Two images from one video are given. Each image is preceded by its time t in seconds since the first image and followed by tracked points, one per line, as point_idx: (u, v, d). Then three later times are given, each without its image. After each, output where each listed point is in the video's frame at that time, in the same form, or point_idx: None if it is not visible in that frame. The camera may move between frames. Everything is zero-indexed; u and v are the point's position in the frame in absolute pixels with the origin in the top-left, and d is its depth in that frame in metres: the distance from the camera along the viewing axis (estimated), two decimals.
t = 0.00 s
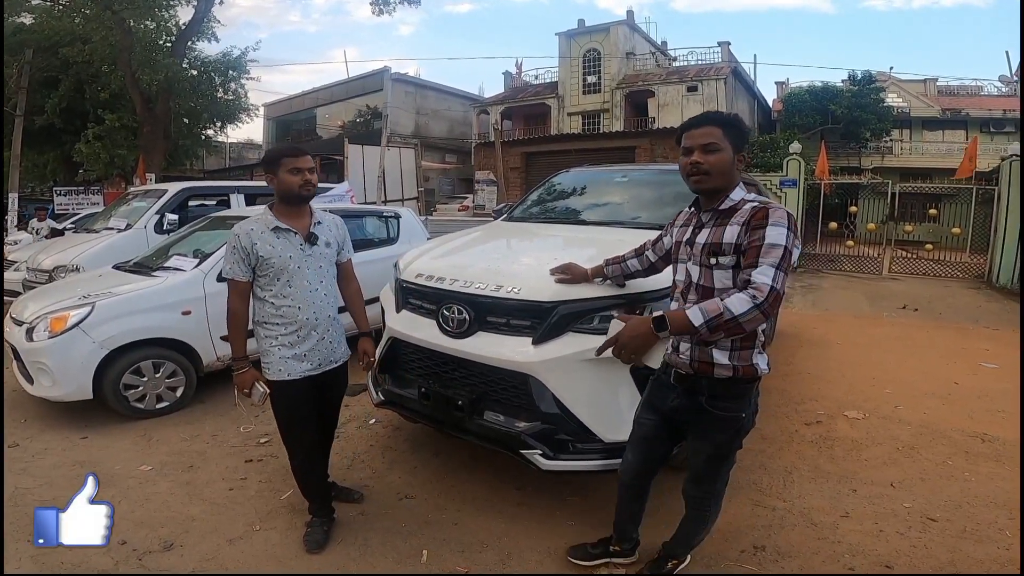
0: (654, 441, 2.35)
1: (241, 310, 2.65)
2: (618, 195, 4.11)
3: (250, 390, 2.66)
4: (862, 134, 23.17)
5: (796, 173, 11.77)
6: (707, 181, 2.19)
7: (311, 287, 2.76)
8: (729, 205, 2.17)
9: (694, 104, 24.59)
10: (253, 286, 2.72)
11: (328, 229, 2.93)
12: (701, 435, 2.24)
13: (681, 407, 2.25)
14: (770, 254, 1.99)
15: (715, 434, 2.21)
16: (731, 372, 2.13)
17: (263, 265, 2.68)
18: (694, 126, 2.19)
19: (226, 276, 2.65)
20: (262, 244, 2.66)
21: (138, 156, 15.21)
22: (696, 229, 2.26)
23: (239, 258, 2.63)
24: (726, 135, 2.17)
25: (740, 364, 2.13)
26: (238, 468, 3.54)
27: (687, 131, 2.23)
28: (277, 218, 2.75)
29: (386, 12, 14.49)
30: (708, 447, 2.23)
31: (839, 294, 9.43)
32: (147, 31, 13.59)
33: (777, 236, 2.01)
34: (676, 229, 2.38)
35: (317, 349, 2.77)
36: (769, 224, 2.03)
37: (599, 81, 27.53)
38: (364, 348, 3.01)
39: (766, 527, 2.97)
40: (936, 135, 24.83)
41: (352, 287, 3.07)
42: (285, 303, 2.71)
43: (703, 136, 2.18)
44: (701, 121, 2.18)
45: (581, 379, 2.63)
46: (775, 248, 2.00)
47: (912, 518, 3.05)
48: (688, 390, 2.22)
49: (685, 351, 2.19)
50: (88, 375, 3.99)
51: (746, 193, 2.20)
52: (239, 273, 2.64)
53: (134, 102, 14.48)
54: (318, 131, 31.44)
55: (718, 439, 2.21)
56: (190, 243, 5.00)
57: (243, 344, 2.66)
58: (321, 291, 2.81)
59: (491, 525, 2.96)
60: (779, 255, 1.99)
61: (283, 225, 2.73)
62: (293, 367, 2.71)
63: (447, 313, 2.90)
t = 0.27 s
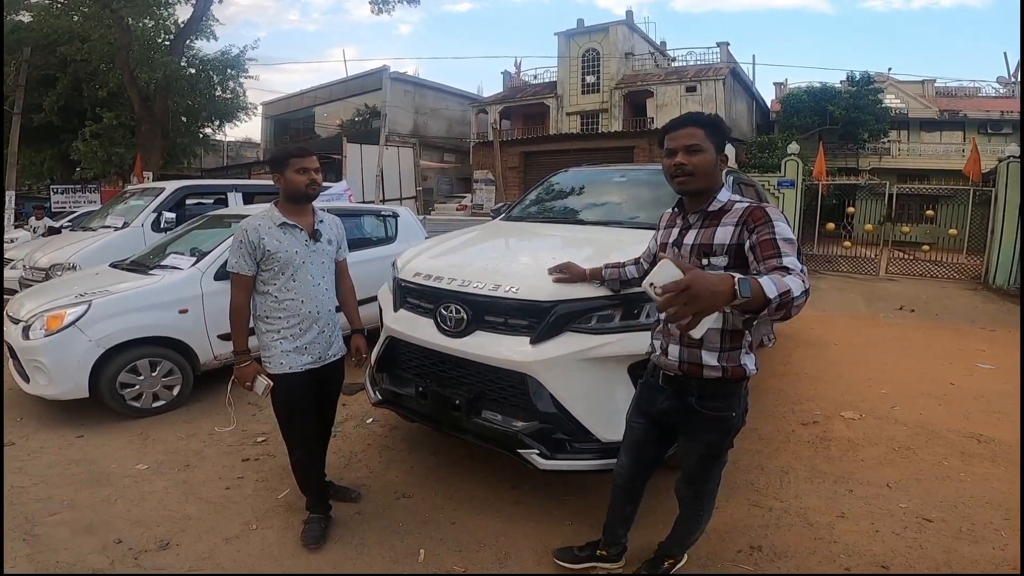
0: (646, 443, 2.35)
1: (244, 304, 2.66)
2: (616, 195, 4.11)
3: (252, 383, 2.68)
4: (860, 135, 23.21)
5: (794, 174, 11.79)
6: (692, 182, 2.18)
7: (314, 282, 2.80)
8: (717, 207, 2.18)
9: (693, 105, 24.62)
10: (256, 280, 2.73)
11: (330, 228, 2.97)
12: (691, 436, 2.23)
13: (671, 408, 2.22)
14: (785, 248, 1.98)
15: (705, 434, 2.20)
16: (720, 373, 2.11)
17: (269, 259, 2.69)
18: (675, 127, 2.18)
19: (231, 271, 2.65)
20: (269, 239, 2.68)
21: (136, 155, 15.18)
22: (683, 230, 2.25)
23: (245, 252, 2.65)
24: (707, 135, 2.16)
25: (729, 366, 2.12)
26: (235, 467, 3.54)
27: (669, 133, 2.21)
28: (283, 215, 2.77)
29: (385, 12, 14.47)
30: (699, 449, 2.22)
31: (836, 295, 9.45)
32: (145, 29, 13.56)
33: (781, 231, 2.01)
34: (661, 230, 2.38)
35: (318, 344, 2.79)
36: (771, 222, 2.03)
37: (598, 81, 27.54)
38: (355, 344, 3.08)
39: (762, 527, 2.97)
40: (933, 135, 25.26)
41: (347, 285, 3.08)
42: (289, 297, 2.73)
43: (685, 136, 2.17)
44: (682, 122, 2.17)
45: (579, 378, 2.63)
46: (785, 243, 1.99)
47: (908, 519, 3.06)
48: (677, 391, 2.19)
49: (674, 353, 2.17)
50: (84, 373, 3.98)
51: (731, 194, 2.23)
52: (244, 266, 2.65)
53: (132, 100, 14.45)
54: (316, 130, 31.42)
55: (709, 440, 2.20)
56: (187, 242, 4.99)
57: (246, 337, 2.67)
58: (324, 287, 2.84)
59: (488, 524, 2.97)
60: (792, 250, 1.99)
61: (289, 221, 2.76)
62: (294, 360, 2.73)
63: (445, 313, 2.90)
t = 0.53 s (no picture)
0: (638, 445, 2.35)
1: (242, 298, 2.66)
2: (616, 196, 4.12)
3: (249, 377, 2.65)
4: (859, 136, 23.23)
5: (793, 175, 11.81)
6: (677, 182, 2.16)
7: (314, 280, 2.80)
8: (701, 208, 2.18)
9: (692, 106, 24.65)
10: (256, 276, 2.73)
11: (332, 228, 2.98)
12: (681, 437, 2.23)
13: (660, 410, 2.22)
14: (766, 247, 2.00)
15: (694, 436, 2.20)
16: (707, 373, 2.12)
17: (270, 255, 2.70)
18: (658, 129, 2.14)
19: (231, 265, 2.65)
20: (271, 235, 2.69)
21: (134, 154, 15.18)
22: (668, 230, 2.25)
23: (247, 247, 2.65)
24: (690, 136, 2.13)
25: (716, 366, 2.13)
26: (233, 467, 3.54)
27: (652, 134, 2.17)
28: (287, 212, 2.78)
29: (385, 12, 14.47)
30: (688, 450, 2.23)
31: (835, 296, 9.47)
32: (144, 28, 13.55)
33: (764, 231, 2.02)
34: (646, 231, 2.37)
35: (315, 342, 2.79)
36: (753, 222, 2.03)
37: (598, 82, 27.57)
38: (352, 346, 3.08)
39: (760, 528, 2.97)
40: (932, 137, 25.43)
41: (345, 288, 3.08)
42: (288, 295, 2.74)
43: (668, 137, 2.13)
44: (665, 124, 2.14)
45: (577, 379, 2.63)
46: (766, 242, 2.00)
47: (906, 520, 3.06)
48: (665, 392, 2.19)
49: (661, 354, 2.17)
50: (82, 372, 3.98)
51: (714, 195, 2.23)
52: (245, 261, 2.65)
53: (131, 100, 14.44)
54: (316, 129, 31.43)
55: (698, 440, 2.20)
56: (186, 241, 4.99)
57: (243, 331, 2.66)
58: (323, 286, 2.85)
59: (487, 524, 2.97)
60: (774, 248, 2.01)
61: (292, 219, 2.77)
62: (290, 357, 2.73)
63: (443, 313, 2.90)
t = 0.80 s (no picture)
0: (620, 446, 2.36)
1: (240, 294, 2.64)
2: (613, 198, 4.13)
3: (278, 353, 2.67)
4: (856, 138, 23.29)
5: (790, 176, 11.84)
6: (653, 185, 2.15)
7: (312, 281, 2.80)
8: (675, 210, 2.17)
9: (690, 108, 24.71)
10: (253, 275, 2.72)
11: (330, 230, 2.99)
12: (657, 438, 2.24)
13: (636, 410, 2.24)
14: (728, 251, 2.00)
15: (669, 436, 2.21)
16: (678, 374, 2.14)
17: (268, 253, 2.69)
18: (636, 131, 2.13)
19: (228, 262, 2.64)
20: (270, 234, 2.69)
21: (131, 155, 15.15)
22: (645, 232, 2.26)
23: (246, 244, 2.64)
24: (668, 138, 2.12)
25: (687, 367, 2.14)
26: (229, 468, 3.53)
27: (630, 136, 2.17)
28: (287, 213, 2.79)
29: (383, 13, 14.47)
30: (666, 451, 2.23)
31: (831, 298, 9.49)
32: (142, 29, 13.53)
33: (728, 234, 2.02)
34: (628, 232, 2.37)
35: (310, 341, 2.78)
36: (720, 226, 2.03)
37: (595, 83, 27.61)
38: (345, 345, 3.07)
39: (757, 529, 2.97)
40: (928, 139, 25.52)
41: (342, 289, 3.06)
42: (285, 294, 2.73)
43: (644, 140, 2.12)
44: (642, 125, 2.12)
45: (574, 380, 2.63)
46: (729, 246, 2.00)
47: (902, 520, 3.07)
48: (640, 393, 2.21)
49: (635, 354, 2.19)
50: (78, 374, 3.97)
51: (693, 196, 2.22)
52: (244, 258, 2.64)
53: (128, 100, 14.42)
54: (314, 130, 31.40)
55: (673, 441, 2.21)
56: (183, 242, 4.98)
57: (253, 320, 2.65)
58: (321, 286, 2.84)
59: (483, 525, 2.97)
60: (736, 252, 2.00)
61: (291, 219, 2.78)
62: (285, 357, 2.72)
63: (440, 315, 2.90)
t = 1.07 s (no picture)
0: (597, 449, 2.36)
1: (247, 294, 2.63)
2: (610, 199, 4.13)
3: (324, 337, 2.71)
4: (853, 139, 23.36)
5: (787, 178, 11.86)
6: (627, 188, 2.17)
7: (310, 282, 2.80)
8: (650, 212, 2.18)
9: (687, 109, 24.77)
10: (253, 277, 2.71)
11: (327, 232, 2.99)
12: (631, 440, 2.23)
13: (607, 412, 2.25)
14: (671, 253, 1.99)
15: (640, 439, 2.21)
16: (648, 376, 2.14)
17: (269, 254, 2.69)
18: (611, 136, 2.16)
19: (230, 263, 2.62)
20: (269, 236, 2.69)
21: (128, 156, 15.14)
22: (622, 235, 2.28)
23: (246, 246, 2.63)
24: (642, 142, 2.14)
25: (657, 369, 2.14)
26: (227, 470, 3.53)
27: (606, 141, 2.21)
28: (284, 214, 2.79)
29: (381, 15, 14.48)
30: (637, 453, 2.23)
31: (828, 298, 9.52)
32: (139, 30, 13.52)
33: (681, 237, 2.02)
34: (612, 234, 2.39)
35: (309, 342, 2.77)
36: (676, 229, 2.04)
37: (593, 85, 27.67)
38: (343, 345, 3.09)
39: (755, 530, 2.97)
40: (924, 140, 25.62)
41: (341, 292, 3.05)
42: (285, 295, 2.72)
43: (617, 144, 2.15)
44: (617, 130, 2.15)
45: (571, 382, 2.63)
46: (677, 248, 2.00)
47: (899, 521, 3.08)
48: (611, 395, 2.23)
49: (607, 355, 2.21)
50: (75, 376, 3.96)
51: (671, 199, 2.22)
52: (244, 260, 2.63)
53: (125, 102, 14.40)
54: (311, 132, 31.39)
55: (645, 443, 2.21)
56: (180, 244, 4.98)
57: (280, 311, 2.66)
58: (319, 288, 2.85)
59: (480, 527, 2.97)
60: (679, 254, 1.99)
61: (289, 221, 2.78)
62: (286, 359, 2.73)
63: (439, 316, 2.90)
